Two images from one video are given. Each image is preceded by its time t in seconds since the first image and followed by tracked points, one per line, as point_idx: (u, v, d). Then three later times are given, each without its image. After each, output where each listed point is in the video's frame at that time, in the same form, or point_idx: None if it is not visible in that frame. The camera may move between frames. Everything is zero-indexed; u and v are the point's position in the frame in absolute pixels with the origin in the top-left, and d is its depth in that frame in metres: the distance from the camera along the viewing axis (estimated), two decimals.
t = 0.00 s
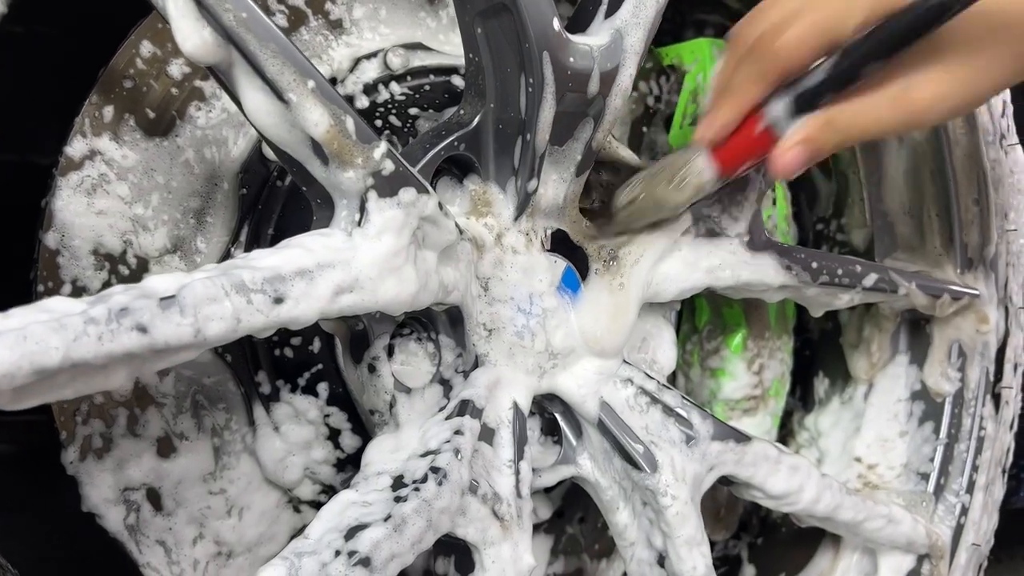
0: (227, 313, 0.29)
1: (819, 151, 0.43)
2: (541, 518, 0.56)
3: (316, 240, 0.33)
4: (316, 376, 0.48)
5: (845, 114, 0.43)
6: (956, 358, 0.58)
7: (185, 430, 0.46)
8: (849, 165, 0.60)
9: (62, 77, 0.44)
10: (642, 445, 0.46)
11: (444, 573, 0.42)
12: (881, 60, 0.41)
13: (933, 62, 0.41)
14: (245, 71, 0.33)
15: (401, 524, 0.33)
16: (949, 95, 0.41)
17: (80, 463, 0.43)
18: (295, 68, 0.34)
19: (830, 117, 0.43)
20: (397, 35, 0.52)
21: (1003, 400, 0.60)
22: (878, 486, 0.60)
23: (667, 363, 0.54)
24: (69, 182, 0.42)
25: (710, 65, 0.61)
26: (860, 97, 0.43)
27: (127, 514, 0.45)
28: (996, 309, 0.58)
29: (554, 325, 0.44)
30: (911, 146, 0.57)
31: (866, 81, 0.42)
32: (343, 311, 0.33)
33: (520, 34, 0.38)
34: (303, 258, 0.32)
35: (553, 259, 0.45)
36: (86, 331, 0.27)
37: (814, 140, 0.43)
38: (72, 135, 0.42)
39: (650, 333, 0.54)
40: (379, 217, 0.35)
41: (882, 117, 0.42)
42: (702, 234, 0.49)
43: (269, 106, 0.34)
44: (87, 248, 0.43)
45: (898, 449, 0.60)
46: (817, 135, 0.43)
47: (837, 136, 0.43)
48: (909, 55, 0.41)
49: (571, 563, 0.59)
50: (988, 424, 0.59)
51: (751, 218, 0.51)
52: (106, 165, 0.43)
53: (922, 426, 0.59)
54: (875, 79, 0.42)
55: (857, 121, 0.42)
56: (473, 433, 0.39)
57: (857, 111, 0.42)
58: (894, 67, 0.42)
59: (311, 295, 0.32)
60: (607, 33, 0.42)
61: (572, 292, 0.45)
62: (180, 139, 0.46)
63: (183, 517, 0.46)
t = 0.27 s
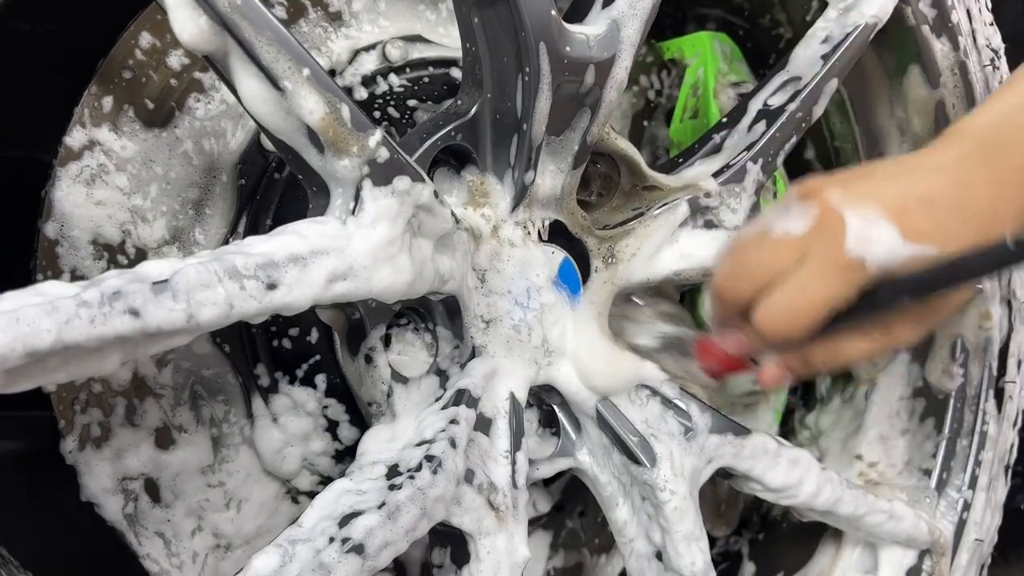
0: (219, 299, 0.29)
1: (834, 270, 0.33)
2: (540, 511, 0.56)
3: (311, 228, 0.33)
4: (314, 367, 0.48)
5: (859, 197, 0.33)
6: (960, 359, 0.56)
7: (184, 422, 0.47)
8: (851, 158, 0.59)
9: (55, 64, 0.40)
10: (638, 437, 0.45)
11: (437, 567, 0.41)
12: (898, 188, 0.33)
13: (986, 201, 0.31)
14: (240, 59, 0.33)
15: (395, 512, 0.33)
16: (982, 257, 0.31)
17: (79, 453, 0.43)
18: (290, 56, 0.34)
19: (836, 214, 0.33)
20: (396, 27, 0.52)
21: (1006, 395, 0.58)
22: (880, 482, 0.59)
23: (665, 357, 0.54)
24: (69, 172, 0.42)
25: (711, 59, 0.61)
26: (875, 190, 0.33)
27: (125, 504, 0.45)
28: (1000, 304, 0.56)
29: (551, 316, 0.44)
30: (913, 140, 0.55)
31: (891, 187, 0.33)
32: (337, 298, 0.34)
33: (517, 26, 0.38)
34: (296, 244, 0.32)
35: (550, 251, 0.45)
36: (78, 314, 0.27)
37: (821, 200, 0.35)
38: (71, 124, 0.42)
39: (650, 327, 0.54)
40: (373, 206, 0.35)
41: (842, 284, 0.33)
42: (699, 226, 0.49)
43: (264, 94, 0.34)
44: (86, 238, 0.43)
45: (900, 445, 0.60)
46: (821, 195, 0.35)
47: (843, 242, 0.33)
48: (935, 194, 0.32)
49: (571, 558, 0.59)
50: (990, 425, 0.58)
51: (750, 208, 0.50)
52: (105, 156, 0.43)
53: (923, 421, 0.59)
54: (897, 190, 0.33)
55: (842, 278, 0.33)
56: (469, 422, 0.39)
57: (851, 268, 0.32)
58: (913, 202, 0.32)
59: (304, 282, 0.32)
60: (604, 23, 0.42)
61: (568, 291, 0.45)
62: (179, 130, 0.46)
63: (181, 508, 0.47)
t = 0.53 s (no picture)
0: (219, 293, 0.29)
1: (851, 287, 0.37)
2: (543, 508, 0.56)
3: (312, 222, 0.33)
4: (315, 363, 0.47)
5: (875, 214, 0.38)
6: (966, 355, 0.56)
7: (185, 420, 0.46)
8: (854, 153, 0.59)
9: (53, 64, 0.41)
10: (643, 435, 0.45)
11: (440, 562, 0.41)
12: (912, 199, 0.39)
13: (988, 217, 0.39)
14: (239, 52, 0.33)
15: (396, 508, 0.33)
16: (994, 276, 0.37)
17: (80, 449, 0.43)
18: (290, 49, 0.33)
19: (855, 228, 0.38)
20: (397, 22, 0.52)
21: (1012, 391, 0.57)
22: (885, 480, 0.59)
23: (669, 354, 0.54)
24: (68, 168, 0.42)
25: (714, 54, 0.61)
26: (890, 206, 0.38)
27: (126, 501, 0.44)
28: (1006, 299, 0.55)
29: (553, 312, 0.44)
30: (917, 135, 0.55)
31: (889, 197, 0.39)
32: (336, 292, 0.33)
33: (517, 18, 0.38)
34: (296, 238, 0.32)
35: (552, 246, 0.44)
36: (76, 308, 0.27)
37: (840, 207, 0.39)
38: (71, 120, 0.42)
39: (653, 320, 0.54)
40: (373, 200, 0.35)
41: (839, 316, 0.37)
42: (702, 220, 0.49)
43: (265, 86, 0.34)
44: (86, 234, 0.43)
45: (905, 441, 0.59)
46: (838, 200, 0.39)
47: (858, 254, 0.37)
48: (931, 222, 0.38)
49: (574, 555, 0.58)
50: (997, 421, 0.57)
51: (752, 204, 0.50)
52: (105, 151, 0.43)
53: (928, 418, 0.58)
54: (883, 194, 0.39)
55: (860, 293, 0.37)
56: (470, 418, 0.38)
57: (869, 279, 0.37)
58: (931, 215, 0.38)
59: (304, 277, 0.32)
60: (605, 17, 0.42)
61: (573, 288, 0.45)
62: (179, 126, 0.46)
63: (182, 506, 0.46)
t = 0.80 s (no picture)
0: (216, 290, 0.29)
1: (848, 262, 0.26)
2: (545, 508, 0.56)
3: (310, 219, 0.33)
4: (316, 362, 0.47)
5: (876, 182, 0.26)
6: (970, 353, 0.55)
7: (186, 420, 0.46)
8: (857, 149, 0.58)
9: (53, 65, 0.41)
10: (645, 434, 0.45)
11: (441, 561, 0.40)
12: (932, 164, 0.25)
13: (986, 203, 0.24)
14: (237, 49, 0.33)
15: (395, 506, 0.33)
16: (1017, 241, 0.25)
17: (80, 448, 0.43)
18: (288, 46, 0.33)
19: (850, 199, 0.26)
20: (398, 20, 0.52)
21: (1018, 389, 0.57)
22: (890, 480, 0.59)
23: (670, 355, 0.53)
24: (68, 167, 0.42)
25: (716, 50, 0.60)
26: (895, 171, 0.26)
27: (126, 500, 0.44)
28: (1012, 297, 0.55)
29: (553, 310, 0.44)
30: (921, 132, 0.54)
31: (913, 143, 0.26)
32: (335, 289, 0.33)
33: (517, 14, 0.37)
34: (294, 235, 0.32)
35: (553, 243, 0.44)
36: (73, 305, 0.27)
37: (837, 184, 0.27)
38: (71, 118, 0.42)
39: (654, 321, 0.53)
40: (372, 197, 0.35)
41: (847, 287, 0.26)
42: (705, 217, 0.48)
43: (263, 83, 0.34)
44: (86, 233, 0.43)
45: (909, 440, 0.59)
46: (836, 176, 0.27)
47: (854, 224, 0.26)
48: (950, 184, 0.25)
49: (577, 554, 0.58)
50: (1002, 420, 0.56)
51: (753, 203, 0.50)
52: (104, 150, 0.43)
53: (933, 416, 0.58)
54: (900, 161, 0.26)
55: (861, 270, 0.26)
56: (470, 416, 0.38)
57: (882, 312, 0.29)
58: (920, 183, 0.25)
59: (303, 274, 0.31)
60: (605, 12, 0.41)
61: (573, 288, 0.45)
62: (180, 124, 0.45)
63: (183, 506, 0.46)
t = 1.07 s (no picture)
0: (215, 288, 0.29)
1: (839, 163, 0.25)
2: (548, 507, 0.56)
3: (310, 217, 0.33)
4: (316, 362, 0.47)
5: (875, 84, 0.26)
6: (976, 351, 0.55)
7: (187, 420, 0.46)
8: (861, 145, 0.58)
9: (60, 66, 0.44)
10: (650, 434, 0.45)
11: (443, 561, 0.40)
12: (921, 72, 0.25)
13: (986, 110, 0.24)
14: (236, 46, 0.33)
15: (396, 505, 0.33)
16: (1009, 148, 0.24)
17: (81, 448, 0.43)
18: (287, 44, 0.33)
19: (844, 92, 0.26)
20: (398, 18, 0.51)
21: None
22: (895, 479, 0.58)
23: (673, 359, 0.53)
24: (69, 166, 0.43)
25: (718, 47, 0.60)
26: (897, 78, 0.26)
27: (128, 499, 0.44)
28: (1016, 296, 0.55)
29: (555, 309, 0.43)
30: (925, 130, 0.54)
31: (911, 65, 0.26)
32: (335, 287, 0.33)
33: (517, 10, 0.37)
34: (293, 233, 0.31)
35: (555, 241, 0.44)
36: (71, 303, 0.26)
37: (833, 84, 0.27)
38: (71, 118, 0.42)
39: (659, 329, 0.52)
40: (372, 195, 0.35)
41: (831, 182, 0.25)
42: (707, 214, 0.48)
43: (262, 80, 0.34)
44: (87, 232, 0.43)
45: (915, 440, 0.58)
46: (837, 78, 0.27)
47: (846, 118, 0.25)
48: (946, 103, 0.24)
49: (580, 554, 0.58)
50: (1009, 419, 0.56)
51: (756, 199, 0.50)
52: (105, 149, 0.43)
53: (938, 415, 0.58)
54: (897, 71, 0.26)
55: (840, 174, 0.25)
56: (471, 415, 0.38)
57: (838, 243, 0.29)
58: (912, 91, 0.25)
59: (302, 272, 0.31)
60: (606, 9, 0.41)
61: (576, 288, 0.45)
62: (179, 123, 0.45)
63: (184, 507, 0.46)
